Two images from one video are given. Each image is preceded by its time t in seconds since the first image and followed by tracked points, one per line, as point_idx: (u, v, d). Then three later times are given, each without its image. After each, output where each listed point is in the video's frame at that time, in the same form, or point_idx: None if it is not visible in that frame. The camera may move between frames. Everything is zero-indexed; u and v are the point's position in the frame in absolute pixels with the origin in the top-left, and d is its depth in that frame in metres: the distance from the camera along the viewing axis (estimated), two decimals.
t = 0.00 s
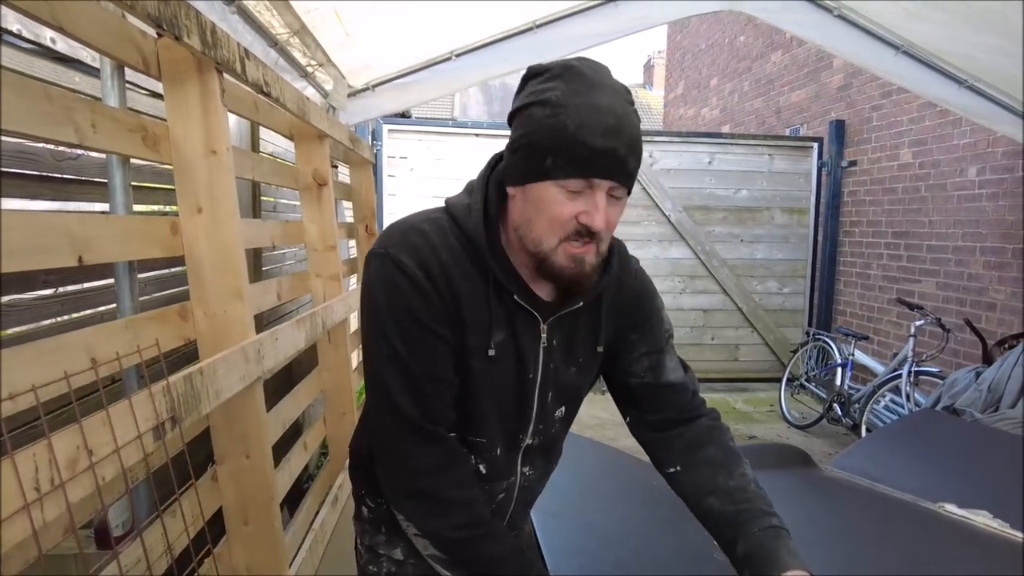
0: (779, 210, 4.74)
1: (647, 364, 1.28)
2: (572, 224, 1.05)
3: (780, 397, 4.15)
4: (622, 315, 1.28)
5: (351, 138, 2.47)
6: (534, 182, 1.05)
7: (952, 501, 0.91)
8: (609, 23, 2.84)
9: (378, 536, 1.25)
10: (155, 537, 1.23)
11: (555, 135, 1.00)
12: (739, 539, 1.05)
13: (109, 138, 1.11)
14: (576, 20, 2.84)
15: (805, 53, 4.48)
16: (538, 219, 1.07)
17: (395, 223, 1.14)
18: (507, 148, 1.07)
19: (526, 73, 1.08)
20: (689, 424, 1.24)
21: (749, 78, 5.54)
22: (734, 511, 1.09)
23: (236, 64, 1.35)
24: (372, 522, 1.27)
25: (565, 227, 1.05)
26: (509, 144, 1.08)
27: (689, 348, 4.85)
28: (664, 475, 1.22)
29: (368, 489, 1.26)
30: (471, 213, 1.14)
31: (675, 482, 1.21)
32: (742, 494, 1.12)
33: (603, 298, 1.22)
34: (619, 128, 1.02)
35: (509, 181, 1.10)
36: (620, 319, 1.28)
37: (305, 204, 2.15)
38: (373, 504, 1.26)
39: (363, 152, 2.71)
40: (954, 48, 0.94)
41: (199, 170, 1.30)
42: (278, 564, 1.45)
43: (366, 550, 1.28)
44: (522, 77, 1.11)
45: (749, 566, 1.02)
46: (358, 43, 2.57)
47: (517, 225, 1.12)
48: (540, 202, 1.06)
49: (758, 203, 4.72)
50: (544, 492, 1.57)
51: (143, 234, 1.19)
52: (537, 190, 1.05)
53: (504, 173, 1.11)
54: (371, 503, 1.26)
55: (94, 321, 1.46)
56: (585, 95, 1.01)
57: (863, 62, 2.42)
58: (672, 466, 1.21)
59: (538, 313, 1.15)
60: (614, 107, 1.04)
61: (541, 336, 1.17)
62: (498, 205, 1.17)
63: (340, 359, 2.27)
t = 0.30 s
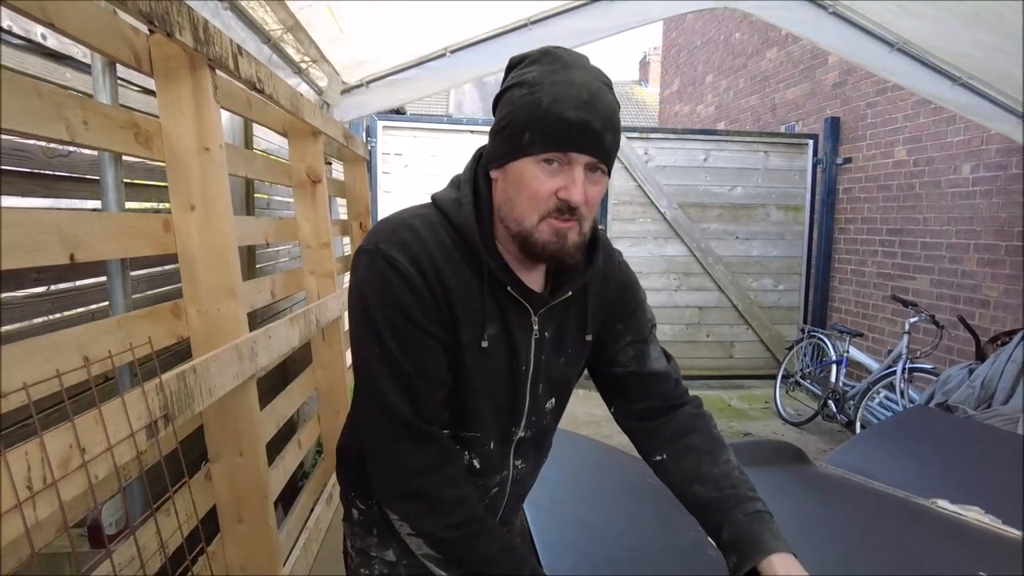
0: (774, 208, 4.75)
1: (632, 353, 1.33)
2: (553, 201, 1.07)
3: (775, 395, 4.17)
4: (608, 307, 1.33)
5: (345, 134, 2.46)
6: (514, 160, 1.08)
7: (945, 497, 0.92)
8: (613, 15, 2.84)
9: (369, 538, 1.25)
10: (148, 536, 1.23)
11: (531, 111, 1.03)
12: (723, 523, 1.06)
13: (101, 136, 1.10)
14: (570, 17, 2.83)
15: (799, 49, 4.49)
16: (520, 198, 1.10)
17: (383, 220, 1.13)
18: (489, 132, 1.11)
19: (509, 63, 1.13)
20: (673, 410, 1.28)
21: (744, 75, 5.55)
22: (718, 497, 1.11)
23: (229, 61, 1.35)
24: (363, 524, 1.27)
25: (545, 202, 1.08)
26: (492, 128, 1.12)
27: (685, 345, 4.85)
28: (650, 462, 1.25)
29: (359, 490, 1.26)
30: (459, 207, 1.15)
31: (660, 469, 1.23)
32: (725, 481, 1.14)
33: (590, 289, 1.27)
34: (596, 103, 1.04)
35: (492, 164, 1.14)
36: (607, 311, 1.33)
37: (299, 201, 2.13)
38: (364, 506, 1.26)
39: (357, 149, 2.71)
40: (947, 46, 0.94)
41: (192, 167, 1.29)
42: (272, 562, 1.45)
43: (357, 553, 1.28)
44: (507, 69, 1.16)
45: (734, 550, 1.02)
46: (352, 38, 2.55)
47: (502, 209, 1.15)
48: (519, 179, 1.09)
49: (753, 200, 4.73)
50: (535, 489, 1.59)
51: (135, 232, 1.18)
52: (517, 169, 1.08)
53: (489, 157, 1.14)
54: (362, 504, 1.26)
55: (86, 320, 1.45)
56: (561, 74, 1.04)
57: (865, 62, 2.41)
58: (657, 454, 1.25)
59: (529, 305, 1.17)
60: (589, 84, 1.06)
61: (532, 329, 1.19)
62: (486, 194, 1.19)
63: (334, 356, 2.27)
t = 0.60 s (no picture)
0: (770, 206, 4.76)
1: (627, 347, 1.34)
2: (553, 203, 1.08)
3: (771, 393, 4.19)
4: (602, 303, 1.34)
5: (342, 134, 2.46)
6: (513, 163, 1.08)
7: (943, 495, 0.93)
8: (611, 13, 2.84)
9: (368, 539, 1.25)
10: (150, 536, 1.23)
11: (531, 116, 1.04)
12: (713, 460, 1.09)
13: (101, 136, 1.11)
14: (568, 16, 2.83)
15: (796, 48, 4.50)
16: (518, 201, 1.10)
17: (379, 223, 1.13)
18: (486, 133, 1.11)
19: (505, 65, 1.13)
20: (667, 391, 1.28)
21: (740, 74, 5.56)
22: (706, 442, 1.13)
23: (228, 61, 1.34)
24: (361, 525, 1.27)
25: (546, 206, 1.08)
26: (489, 132, 1.11)
27: (681, 343, 4.87)
28: (644, 439, 1.24)
29: (357, 491, 1.26)
30: (455, 208, 1.16)
31: (654, 441, 1.22)
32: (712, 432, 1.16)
33: (583, 287, 1.28)
34: (595, 109, 1.05)
35: (489, 166, 1.13)
36: (601, 305, 1.34)
37: (297, 202, 2.13)
38: (362, 507, 1.26)
39: (354, 148, 2.70)
40: (943, 46, 0.95)
41: (191, 168, 1.29)
42: (271, 562, 1.45)
43: (356, 555, 1.27)
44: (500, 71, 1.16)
45: (724, 479, 1.05)
46: (349, 37, 2.54)
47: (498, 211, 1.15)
48: (519, 182, 1.09)
49: (749, 199, 4.73)
50: (532, 487, 1.59)
51: (134, 233, 1.18)
52: (515, 172, 1.08)
53: (486, 158, 1.14)
54: (361, 505, 1.26)
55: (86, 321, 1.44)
56: (560, 78, 1.05)
57: (863, 64, 2.45)
58: (649, 424, 1.24)
59: (526, 304, 1.18)
60: (587, 88, 1.07)
61: (529, 327, 1.20)
62: (482, 194, 1.19)
63: (333, 356, 2.27)
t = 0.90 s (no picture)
0: (769, 205, 4.76)
1: (626, 340, 1.35)
2: (554, 201, 1.07)
3: (770, 391, 4.20)
4: (599, 298, 1.35)
5: (342, 133, 2.46)
6: (513, 162, 1.07)
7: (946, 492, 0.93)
8: (606, 13, 2.84)
9: (370, 537, 1.26)
10: (155, 535, 1.23)
11: (531, 115, 1.04)
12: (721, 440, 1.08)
13: (104, 135, 1.11)
14: (568, 14, 2.83)
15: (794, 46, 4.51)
16: (518, 199, 1.09)
17: (379, 225, 1.13)
18: (485, 132, 1.10)
19: (503, 63, 1.13)
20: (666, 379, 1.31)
21: (739, 72, 5.57)
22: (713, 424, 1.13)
23: (230, 60, 1.34)
24: (362, 523, 1.27)
25: (545, 205, 1.07)
26: (488, 130, 1.11)
27: (680, 342, 4.87)
28: (647, 427, 1.26)
29: (358, 490, 1.26)
30: (453, 207, 1.16)
31: (658, 427, 1.24)
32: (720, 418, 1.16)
33: (581, 284, 1.28)
34: (593, 107, 1.06)
35: (488, 165, 1.13)
36: (597, 300, 1.35)
37: (297, 201, 2.13)
38: (364, 505, 1.26)
39: (354, 147, 2.70)
40: (944, 45, 0.95)
41: (193, 167, 1.28)
42: (274, 560, 1.45)
43: (358, 552, 1.28)
44: (497, 70, 1.16)
45: (733, 458, 1.04)
46: (349, 36, 2.54)
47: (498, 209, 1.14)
48: (519, 181, 1.08)
49: (748, 197, 4.74)
50: (533, 483, 1.60)
51: (136, 233, 1.18)
52: (516, 171, 1.07)
53: (484, 155, 1.13)
54: (362, 504, 1.26)
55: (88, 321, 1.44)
56: (558, 77, 1.05)
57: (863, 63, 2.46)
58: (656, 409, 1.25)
59: (525, 301, 1.19)
60: (585, 87, 1.07)
61: (529, 324, 1.20)
62: (480, 192, 1.19)
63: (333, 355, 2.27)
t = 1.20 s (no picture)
0: (768, 203, 4.76)
1: (626, 332, 1.37)
2: (562, 210, 1.08)
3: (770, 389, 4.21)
4: (598, 293, 1.37)
5: (342, 132, 2.46)
6: (520, 172, 1.07)
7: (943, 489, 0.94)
8: (601, 12, 2.85)
9: (371, 534, 1.26)
10: (157, 533, 1.23)
11: (541, 125, 1.02)
12: (749, 459, 1.06)
13: (104, 134, 1.11)
14: (567, 13, 2.83)
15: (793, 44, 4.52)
16: (525, 206, 1.09)
17: (376, 225, 1.13)
18: (490, 137, 1.08)
19: (504, 63, 1.10)
20: (674, 373, 1.31)
21: (738, 71, 5.57)
22: (739, 438, 1.12)
23: (230, 59, 1.34)
24: (363, 520, 1.27)
25: (554, 214, 1.08)
26: (491, 134, 1.09)
27: (680, 340, 4.87)
28: (659, 427, 1.26)
29: (359, 487, 1.27)
30: (452, 208, 1.16)
31: (671, 428, 1.24)
32: (742, 430, 1.15)
33: (578, 280, 1.29)
34: (602, 118, 1.05)
35: (491, 170, 1.12)
36: (596, 294, 1.36)
37: (297, 199, 2.13)
38: (365, 502, 1.26)
39: (354, 146, 2.69)
40: (943, 43, 0.96)
41: (194, 166, 1.28)
42: (275, 559, 1.45)
43: (359, 549, 1.28)
44: (496, 69, 1.13)
45: (763, 482, 1.03)
46: (348, 35, 2.54)
47: (502, 212, 1.14)
48: (527, 189, 1.08)
49: (747, 196, 4.74)
50: (533, 482, 1.61)
51: (137, 231, 1.18)
52: (524, 179, 1.07)
53: (487, 159, 1.12)
54: (364, 501, 1.26)
55: (88, 320, 1.43)
56: (568, 86, 1.04)
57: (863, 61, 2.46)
58: (666, 414, 1.25)
59: (524, 299, 1.19)
60: (595, 96, 1.06)
61: (527, 321, 1.21)
62: (477, 193, 1.19)
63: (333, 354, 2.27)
